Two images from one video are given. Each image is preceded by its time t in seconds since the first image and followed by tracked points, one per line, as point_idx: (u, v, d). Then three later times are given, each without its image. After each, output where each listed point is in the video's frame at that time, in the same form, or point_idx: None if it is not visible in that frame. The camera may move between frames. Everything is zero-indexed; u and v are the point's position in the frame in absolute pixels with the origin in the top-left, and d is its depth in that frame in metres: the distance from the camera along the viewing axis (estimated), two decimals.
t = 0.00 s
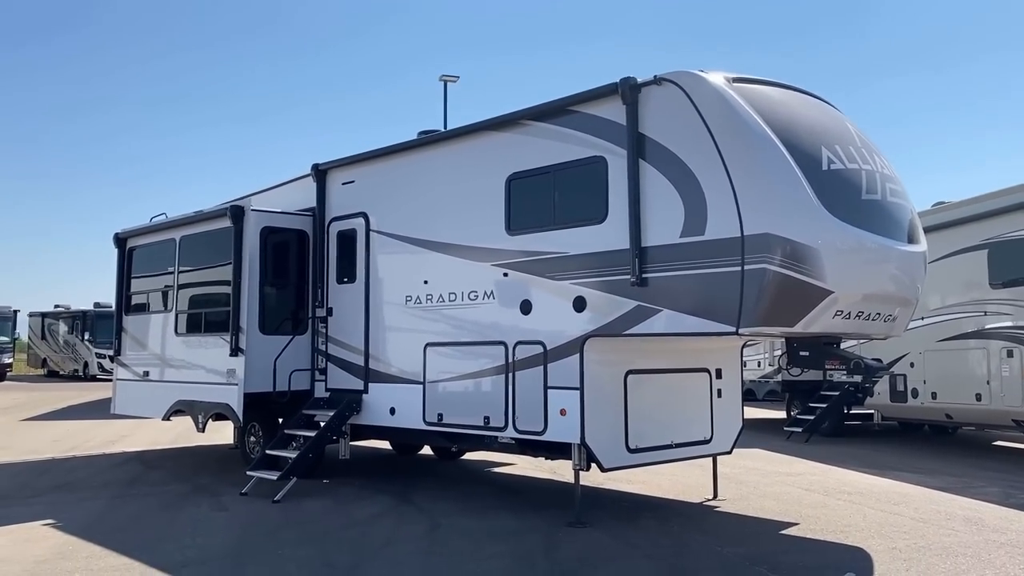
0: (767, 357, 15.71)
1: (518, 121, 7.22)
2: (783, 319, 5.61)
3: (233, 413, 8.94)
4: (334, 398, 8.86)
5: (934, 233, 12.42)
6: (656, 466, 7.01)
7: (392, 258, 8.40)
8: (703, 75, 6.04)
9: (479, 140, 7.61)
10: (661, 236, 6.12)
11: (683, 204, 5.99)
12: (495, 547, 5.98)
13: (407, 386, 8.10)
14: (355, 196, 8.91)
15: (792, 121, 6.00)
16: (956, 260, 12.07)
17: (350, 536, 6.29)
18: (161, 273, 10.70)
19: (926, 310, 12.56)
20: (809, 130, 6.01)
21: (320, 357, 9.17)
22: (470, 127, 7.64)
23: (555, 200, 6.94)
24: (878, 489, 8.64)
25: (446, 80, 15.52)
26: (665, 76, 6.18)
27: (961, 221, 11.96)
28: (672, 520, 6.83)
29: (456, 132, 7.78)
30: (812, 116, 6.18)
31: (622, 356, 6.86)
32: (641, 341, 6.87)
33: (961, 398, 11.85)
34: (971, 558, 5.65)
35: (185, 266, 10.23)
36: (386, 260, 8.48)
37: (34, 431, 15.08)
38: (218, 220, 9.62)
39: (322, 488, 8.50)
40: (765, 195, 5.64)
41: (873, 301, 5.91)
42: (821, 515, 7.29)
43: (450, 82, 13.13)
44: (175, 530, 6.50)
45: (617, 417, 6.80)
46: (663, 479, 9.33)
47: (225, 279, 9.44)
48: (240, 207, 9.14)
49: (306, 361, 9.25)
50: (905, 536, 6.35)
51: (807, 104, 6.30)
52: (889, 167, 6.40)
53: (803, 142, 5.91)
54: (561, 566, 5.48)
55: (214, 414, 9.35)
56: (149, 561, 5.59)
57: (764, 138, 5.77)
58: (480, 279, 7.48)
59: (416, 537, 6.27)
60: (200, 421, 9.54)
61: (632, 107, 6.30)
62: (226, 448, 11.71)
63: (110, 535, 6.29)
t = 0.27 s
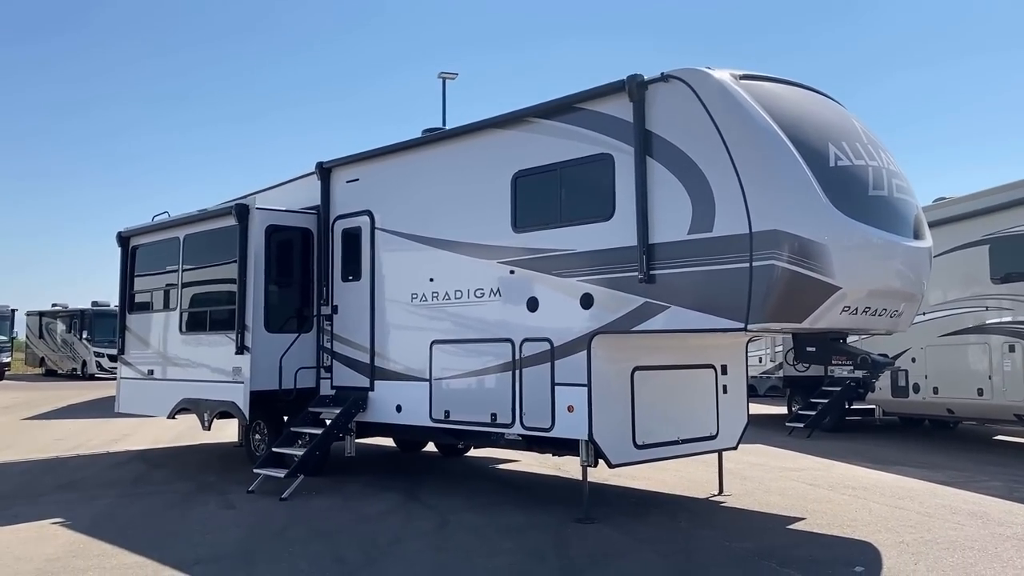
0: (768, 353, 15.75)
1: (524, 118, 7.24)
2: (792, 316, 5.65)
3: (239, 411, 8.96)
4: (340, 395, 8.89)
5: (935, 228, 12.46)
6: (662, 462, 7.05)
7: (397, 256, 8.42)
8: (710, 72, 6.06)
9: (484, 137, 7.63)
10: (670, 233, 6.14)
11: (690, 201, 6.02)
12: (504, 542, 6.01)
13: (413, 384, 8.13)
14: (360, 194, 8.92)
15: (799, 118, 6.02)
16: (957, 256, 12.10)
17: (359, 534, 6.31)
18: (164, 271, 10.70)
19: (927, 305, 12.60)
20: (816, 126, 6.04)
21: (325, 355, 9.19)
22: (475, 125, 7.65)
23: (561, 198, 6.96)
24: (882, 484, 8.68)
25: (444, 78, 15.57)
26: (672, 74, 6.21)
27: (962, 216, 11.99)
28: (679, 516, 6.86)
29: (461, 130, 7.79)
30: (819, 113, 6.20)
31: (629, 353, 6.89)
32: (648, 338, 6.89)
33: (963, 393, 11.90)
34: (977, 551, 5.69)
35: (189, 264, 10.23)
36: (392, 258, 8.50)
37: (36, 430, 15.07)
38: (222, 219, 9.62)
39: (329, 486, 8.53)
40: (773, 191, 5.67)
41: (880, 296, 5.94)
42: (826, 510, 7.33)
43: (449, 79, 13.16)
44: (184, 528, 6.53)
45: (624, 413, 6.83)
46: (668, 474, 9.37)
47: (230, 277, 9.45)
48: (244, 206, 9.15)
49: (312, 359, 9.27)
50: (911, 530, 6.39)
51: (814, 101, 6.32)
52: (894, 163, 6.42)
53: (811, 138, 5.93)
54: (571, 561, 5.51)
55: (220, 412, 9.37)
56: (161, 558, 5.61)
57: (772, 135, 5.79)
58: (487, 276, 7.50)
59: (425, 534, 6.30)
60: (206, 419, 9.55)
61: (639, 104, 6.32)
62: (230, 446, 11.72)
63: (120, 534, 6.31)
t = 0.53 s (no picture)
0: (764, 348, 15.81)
1: (525, 115, 7.26)
2: (793, 311, 5.68)
3: (240, 409, 8.96)
4: (340, 393, 8.89)
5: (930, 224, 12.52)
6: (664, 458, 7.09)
7: (397, 253, 8.43)
8: (711, 69, 6.09)
9: (484, 135, 7.64)
10: (672, 229, 6.16)
11: (692, 198, 6.05)
12: (509, 538, 6.04)
13: (415, 381, 8.14)
14: (359, 192, 8.93)
15: (799, 115, 6.05)
16: (952, 251, 12.17)
17: (363, 530, 6.33)
18: (163, 270, 10.68)
19: (923, 300, 12.67)
20: (817, 122, 6.08)
21: (325, 352, 9.19)
22: (475, 122, 7.66)
23: (562, 195, 6.98)
24: (880, 478, 8.74)
25: (439, 74, 15.58)
26: (673, 71, 6.24)
27: (957, 212, 12.05)
28: (681, 511, 6.90)
29: (461, 128, 7.81)
30: (820, 110, 6.23)
31: (631, 349, 6.91)
32: (649, 334, 6.92)
33: (959, 387, 11.97)
34: (978, 543, 5.74)
35: (188, 263, 10.21)
36: (392, 255, 8.51)
37: (32, 429, 15.03)
38: (221, 217, 9.61)
39: (330, 483, 8.54)
40: (775, 188, 5.71)
41: (880, 291, 5.98)
42: (826, 504, 7.38)
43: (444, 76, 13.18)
44: (188, 526, 6.53)
45: (626, 408, 6.86)
46: (667, 470, 9.41)
47: (229, 276, 9.44)
48: (244, 204, 9.13)
49: (312, 356, 9.28)
50: (912, 523, 6.44)
51: (814, 98, 6.36)
52: (894, 159, 6.46)
53: (812, 134, 5.97)
54: (576, 556, 5.54)
55: (220, 411, 9.37)
56: (166, 556, 5.62)
57: (773, 131, 5.83)
58: (488, 273, 7.51)
59: (429, 530, 6.33)
60: (206, 417, 9.55)
61: (640, 101, 6.34)
62: (229, 444, 11.72)
63: (125, 532, 6.31)
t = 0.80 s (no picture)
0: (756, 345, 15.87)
1: (522, 111, 7.25)
2: (791, 307, 5.71)
3: (235, 405, 8.92)
4: (335, 389, 8.87)
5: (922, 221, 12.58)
6: (660, 453, 7.11)
7: (393, 249, 8.41)
8: (710, 66, 6.10)
9: (481, 131, 7.63)
10: (670, 226, 6.17)
11: (690, 195, 6.06)
12: (507, 534, 6.04)
13: (411, 376, 8.13)
14: (355, 187, 8.90)
15: (798, 112, 6.07)
16: (944, 249, 12.23)
17: (361, 526, 6.33)
18: (156, 265, 10.62)
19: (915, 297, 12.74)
20: (815, 119, 6.10)
21: (320, 348, 9.17)
22: (472, 118, 7.65)
23: (560, 190, 6.98)
24: (873, 473, 8.80)
25: (430, 70, 15.58)
26: (672, 67, 6.25)
27: (949, 209, 12.11)
28: (677, 506, 6.92)
29: (458, 123, 7.79)
30: (817, 107, 6.25)
31: (628, 344, 6.92)
32: (646, 330, 6.93)
33: (950, 384, 12.04)
34: (973, 538, 5.78)
35: (181, 258, 10.16)
36: (387, 251, 8.49)
37: (21, 425, 14.93)
38: (215, 212, 9.56)
39: (326, 479, 8.52)
40: (773, 184, 5.73)
41: (877, 288, 6.01)
42: (822, 499, 7.42)
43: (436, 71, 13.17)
44: (185, 522, 6.51)
45: (624, 404, 6.87)
46: (662, 466, 9.44)
47: (223, 271, 9.40)
48: (238, 198, 9.06)
49: (307, 352, 9.25)
50: (907, 518, 6.48)
51: (812, 95, 6.38)
52: (890, 156, 6.49)
53: (810, 131, 5.99)
54: (575, 552, 5.55)
55: (215, 406, 9.33)
56: (164, 552, 5.60)
57: (771, 128, 5.85)
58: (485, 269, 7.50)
59: (427, 526, 6.33)
60: (200, 413, 9.51)
61: (639, 97, 6.35)
62: (222, 440, 11.68)
63: (121, 528, 6.28)
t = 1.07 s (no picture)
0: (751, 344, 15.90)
1: (523, 109, 7.24)
2: (792, 306, 5.72)
3: (231, 402, 8.89)
4: (333, 386, 8.85)
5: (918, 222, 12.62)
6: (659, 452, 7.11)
7: (391, 246, 8.39)
8: (712, 65, 6.11)
9: (480, 128, 7.63)
10: (671, 224, 6.18)
11: (692, 193, 6.07)
12: (506, 531, 6.04)
13: (409, 374, 8.11)
14: (353, 184, 8.88)
15: (799, 111, 6.08)
16: (940, 249, 12.27)
17: (359, 523, 6.31)
18: (152, 261, 10.56)
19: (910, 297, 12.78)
20: (816, 119, 6.11)
21: (317, 345, 9.15)
22: (472, 115, 7.64)
23: (560, 188, 6.97)
24: (870, 472, 8.83)
25: (426, 67, 15.57)
26: (673, 66, 6.25)
27: (945, 210, 12.15)
28: (676, 504, 6.93)
29: (458, 120, 7.77)
30: (818, 107, 6.27)
31: (628, 343, 6.92)
32: (646, 328, 6.93)
33: (944, 384, 12.08)
34: (971, 537, 5.80)
35: (177, 254, 10.11)
36: (386, 247, 8.47)
37: (13, 421, 14.84)
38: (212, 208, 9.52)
39: (323, 476, 8.50)
40: (775, 183, 5.74)
41: (877, 287, 6.03)
42: (819, 498, 7.44)
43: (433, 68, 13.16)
44: (183, 518, 6.48)
45: (623, 402, 6.87)
46: (659, 464, 9.45)
47: (220, 267, 9.36)
48: (236, 194, 9.04)
49: (304, 349, 9.23)
50: (905, 517, 6.50)
51: (813, 95, 6.39)
52: (890, 156, 6.51)
53: (811, 131, 6.00)
54: (575, 549, 5.55)
55: (211, 403, 9.30)
56: (163, 549, 5.57)
57: (773, 127, 5.86)
58: (484, 266, 7.49)
59: (427, 523, 6.32)
60: (196, 409, 9.47)
61: (640, 95, 6.35)
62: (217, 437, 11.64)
63: (119, 525, 6.26)
